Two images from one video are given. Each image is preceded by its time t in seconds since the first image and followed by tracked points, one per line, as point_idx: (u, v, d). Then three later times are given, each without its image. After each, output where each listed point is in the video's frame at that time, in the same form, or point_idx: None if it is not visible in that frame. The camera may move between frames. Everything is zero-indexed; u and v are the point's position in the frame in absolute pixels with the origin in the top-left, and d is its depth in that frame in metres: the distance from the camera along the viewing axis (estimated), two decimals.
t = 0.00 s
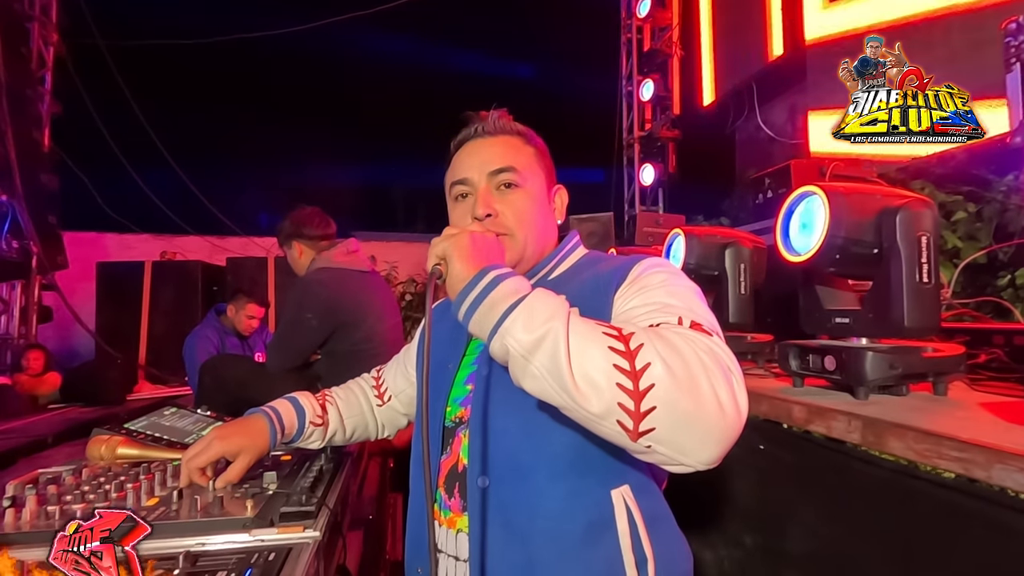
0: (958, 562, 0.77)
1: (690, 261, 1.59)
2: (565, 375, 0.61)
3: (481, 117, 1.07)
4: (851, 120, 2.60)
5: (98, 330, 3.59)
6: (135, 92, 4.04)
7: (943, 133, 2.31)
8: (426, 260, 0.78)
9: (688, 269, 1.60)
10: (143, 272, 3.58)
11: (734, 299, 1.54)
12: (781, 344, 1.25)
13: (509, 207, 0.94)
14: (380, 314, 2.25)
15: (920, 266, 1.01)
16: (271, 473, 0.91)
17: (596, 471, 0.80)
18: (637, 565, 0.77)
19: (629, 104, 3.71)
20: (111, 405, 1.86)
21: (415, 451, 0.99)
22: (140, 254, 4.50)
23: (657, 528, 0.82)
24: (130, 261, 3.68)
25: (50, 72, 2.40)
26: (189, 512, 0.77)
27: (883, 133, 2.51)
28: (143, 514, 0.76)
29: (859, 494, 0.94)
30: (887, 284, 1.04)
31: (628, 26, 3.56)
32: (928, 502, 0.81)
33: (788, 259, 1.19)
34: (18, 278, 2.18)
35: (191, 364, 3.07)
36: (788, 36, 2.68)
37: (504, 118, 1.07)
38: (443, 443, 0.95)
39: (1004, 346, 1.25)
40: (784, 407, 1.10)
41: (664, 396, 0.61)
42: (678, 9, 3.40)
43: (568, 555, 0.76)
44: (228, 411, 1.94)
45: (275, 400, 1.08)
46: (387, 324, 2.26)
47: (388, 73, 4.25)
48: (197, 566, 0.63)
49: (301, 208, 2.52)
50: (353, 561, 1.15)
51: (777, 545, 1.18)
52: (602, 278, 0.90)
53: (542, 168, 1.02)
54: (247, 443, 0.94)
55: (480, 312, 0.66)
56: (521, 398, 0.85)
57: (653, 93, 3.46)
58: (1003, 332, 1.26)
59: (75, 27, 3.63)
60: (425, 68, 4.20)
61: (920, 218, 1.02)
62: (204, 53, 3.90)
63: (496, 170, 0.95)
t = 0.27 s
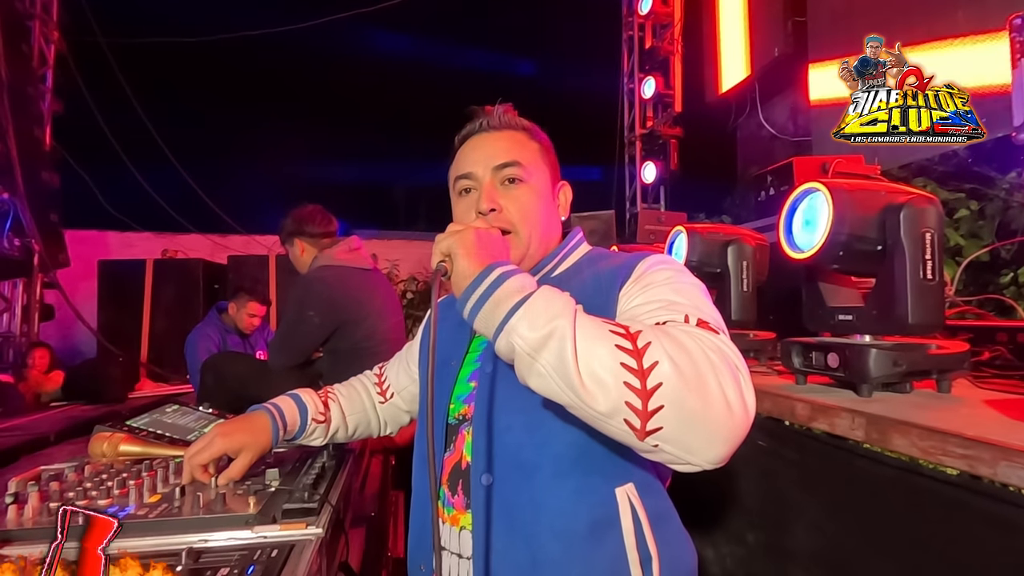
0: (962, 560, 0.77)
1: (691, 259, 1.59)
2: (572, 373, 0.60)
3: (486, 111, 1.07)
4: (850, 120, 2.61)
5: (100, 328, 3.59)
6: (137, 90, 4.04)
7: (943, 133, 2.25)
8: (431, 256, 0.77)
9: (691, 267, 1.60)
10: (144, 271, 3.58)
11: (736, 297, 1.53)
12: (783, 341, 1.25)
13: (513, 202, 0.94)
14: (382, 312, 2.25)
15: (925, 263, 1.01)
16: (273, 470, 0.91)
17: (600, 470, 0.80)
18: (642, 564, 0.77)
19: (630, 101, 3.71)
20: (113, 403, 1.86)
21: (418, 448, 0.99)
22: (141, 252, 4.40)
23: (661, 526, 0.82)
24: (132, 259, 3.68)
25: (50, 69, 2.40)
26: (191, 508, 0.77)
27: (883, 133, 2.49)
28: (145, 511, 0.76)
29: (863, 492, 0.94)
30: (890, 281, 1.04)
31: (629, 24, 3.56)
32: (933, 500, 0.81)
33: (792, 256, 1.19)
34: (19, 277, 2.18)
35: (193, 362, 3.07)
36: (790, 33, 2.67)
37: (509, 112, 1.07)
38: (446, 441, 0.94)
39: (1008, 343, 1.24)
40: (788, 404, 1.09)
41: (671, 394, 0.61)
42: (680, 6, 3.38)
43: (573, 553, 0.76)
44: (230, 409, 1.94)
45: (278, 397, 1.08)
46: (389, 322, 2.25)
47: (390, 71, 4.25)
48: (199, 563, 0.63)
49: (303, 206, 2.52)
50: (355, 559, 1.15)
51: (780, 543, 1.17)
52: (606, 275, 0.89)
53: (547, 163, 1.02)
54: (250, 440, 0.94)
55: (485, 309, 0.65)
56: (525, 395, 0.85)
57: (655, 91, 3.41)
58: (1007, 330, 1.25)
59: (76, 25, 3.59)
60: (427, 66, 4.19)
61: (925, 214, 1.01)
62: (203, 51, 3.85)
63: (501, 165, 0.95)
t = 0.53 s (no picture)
0: (964, 559, 0.77)
1: (692, 258, 1.60)
2: (573, 368, 0.60)
3: (486, 111, 1.07)
4: (850, 120, 2.55)
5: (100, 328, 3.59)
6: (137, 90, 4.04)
7: (943, 133, 2.31)
8: (431, 254, 0.77)
9: (692, 266, 1.60)
10: (144, 271, 3.57)
11: (737, 296, 1.53)
12: (784, 341, 1.25)
13: (514, 201, 0.94)
14: (382, 311, 2.25)
15: (926, 263, 1.00)
16: (273, 469, 0.91)
17: (601, 467, 0.80)
18: (643, 561, 0.77)
19: (631, 101, 3.71)
20: (114, 402, 1.86)
21: (419, 447, 0.98)
22: (142, 251, 4.49)
23: (663, 523, 0.82)
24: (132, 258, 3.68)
25: (50, 69, 2.39)
26: (191, 507, 0.77)
27: (884, 133, 2.45)
28: (145, 510, 0.76)
29: (864, 491, 0.94)
30: (891, 280, 1.03)
31: (630, 24, 3.56)
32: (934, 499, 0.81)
33: (793, 256, 1.19)
34: (20, 276, 2.18)
35: (193, 361, 3.07)
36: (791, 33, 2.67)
37: (508, 112, 1.07)
38: (447, 439, 0.94)
39: (1009, 343, 1.24)
40: (788, 403, 1.09)
41: (672, 390, 0.61)
42: (682, 6, 3.37)
43: (575, 551, 0.76)
44: (230, 409, 1.94)
45: (279, 396, 1.08)
46: (389, 321, 2.25)
47: (391, 71, 4.24)
48: (198, 562, 0.63)
49: (304, 205, 2.51)
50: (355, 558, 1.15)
51: (781, 543, 1.17)
52: (607, 273, 0.89)
53: (547, 163, 1.02)
54: (250, 439, 0.94)
55: (486, 305, 0.65)
56: (527, 393, 0.85)
57: (655, 90, 3.47)
58: (1008, 330, 1.25)
59: (76, 24, 3.44)
60: (427, 66, 4.19)
61: (926, 213, 1.01)
62: (204, 52, 3.80)
63: (501, 164, 0.95)
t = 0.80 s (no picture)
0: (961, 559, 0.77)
1: (691, 260, 1.59)
2: (568, 364, 0.60)
3: (482, 115, 1.07)
4: (850, 120, 2.55)
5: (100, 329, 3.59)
6: (137, 91, 4.04)
7: (943, 133, 2.26)
8: (428, 253, 0.77)
9: (690, 267, 1.61)
10: (144, 271, 3.58)
11: (735, 298, 1.53)
12: (782, 343, 1.25)
13: (510, 203, 0.94)
14: (382, 312, 2.25)
15: (923, 265, 1.01)
16: (271, 471, 0.91)
17: (597, 465, 0.80)
18: (640, 558, 0.77)
19: (631, 102, 3.71)
20: (112, 403, 1.86)
21: (416, 447, 0.99)
22: (143, 252, 4.59)
23: (659, 521, 0.82)
24: (132, 259, 3.68)
25: (51, 70, 2.39)
26: (189, 509, 0.77)
27: (883, 133, 2.44)
28: (144, 512, 0.76)
29: (861, 492, 0.94)
30: (889, 282, 1.03)
31: (630, 25, 3.57)
32: (931, 500, 0.81)
33: (791, 258, 1.19)
34: (19, 277, 2.18)
35: (192, 362, 3.07)
36: (790, 34, 2.67)
37: (503, 117, 1.08)
38: (444, 438, 0.94)
39: (1007, 345, 1.24)
40: (786, 405, 1.09)
41: (667, 385, 0.61)
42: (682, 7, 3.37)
43: (571, 548, 0.76)
44: (229, 409, 1.94)
45: (277, 397, 1.08)
46: (388, 322, 2.25)
47: (391, 73, 4.25)
48: (196, 564, 0.63)
49: (304, 206, 2.51)
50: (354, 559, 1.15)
51: (779, 544, 1.17)
52: (603, 274, 0.89)
53: (543, 166, 1.02)
54: (249, 440, 0.94)
55: (482, 303, 0.65)
56: (523, 391, 0.85)
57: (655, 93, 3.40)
58: (1006, 331, 1.25)
59: (76, 25, 3.45)
60: (427, 68, 4.19)
61: (923, 216, 1.01)
62: (205, 53, 3.81)
63: (497, 167, 0.95)
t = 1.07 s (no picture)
0: (962, 559, 0.77)
1: (690, 259, 1.59)
2: (567, 364, 0.60)
3: (480, 116, 1.07)
4: (850, 120, 2.52)
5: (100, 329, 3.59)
6: (137, 91, 4.04)
7: (943, 133, 2.28)
8: (427, 254, 0.77)
9: (690, 267, 1.60)
10: (145, 271, 3.58)
11: (735, 298, 1.53)
12: (782, 343, 1.25)
13: (508, 203, 0.94)
14: (381, 312, 2.25)
15: (923, 264, 1.01)
16: (271, 471, 0.91)
17: (597, 465, 0.80)
18: (639, 558, 0.77)
19: (631, 102, 3.72)
20: (112, 403, 1.86)
21: (416, 448, 0.99)
22: (143, 252, 4.55)
23: (658, 520, 0.82)
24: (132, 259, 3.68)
25: (51, 70, 2.39)
26: (189, 509, 0.77)
27: (883, 133, 2.46)
28: (144, 511, 0.76)
29: (861, 493, 0.94)
30: (889, 282, 1.03)
31: (630, 25, 3.57)
32: (931, 500, 0.81)
33: (791, 258, 1.19)
34: (19, 277, 2.17)
35: (192, 362, 3.07)
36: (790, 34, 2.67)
37: (501, 118, 1.08)
38: (443, 439, 0.95)
39: (1007, 345, 1.24)
40: (786, 405, 1.09)
41: (666, 385, 0.61)
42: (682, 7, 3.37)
43: (571, 548, 0.76)
44: (229, 409, 1.93)
45: (277, 397, 1.08)
46: (388, 322, 2.26)
47: (391, 73, 4.25)
48: (196, 564, 0.63)
49: (304, 205, 2.51)
50: (354, 559, 1.15)
51: (779, 545, 1.17)
52: (601, 274, 0.89)
53: (541, 167, 1.02)
54: (249, 440, 0.94)
55: (482, 304, 0.65)
56: (523, 392, 0.85)
57: (655, 92, 3.43)
58: (1006, 331, 1.25)
59: (77, 25, 3.45)
60: (427, 67, 4.19)
61: (923, 216, 1.01)
62: (205, 53, 3.80)
63: (495, 167, 0.95)
